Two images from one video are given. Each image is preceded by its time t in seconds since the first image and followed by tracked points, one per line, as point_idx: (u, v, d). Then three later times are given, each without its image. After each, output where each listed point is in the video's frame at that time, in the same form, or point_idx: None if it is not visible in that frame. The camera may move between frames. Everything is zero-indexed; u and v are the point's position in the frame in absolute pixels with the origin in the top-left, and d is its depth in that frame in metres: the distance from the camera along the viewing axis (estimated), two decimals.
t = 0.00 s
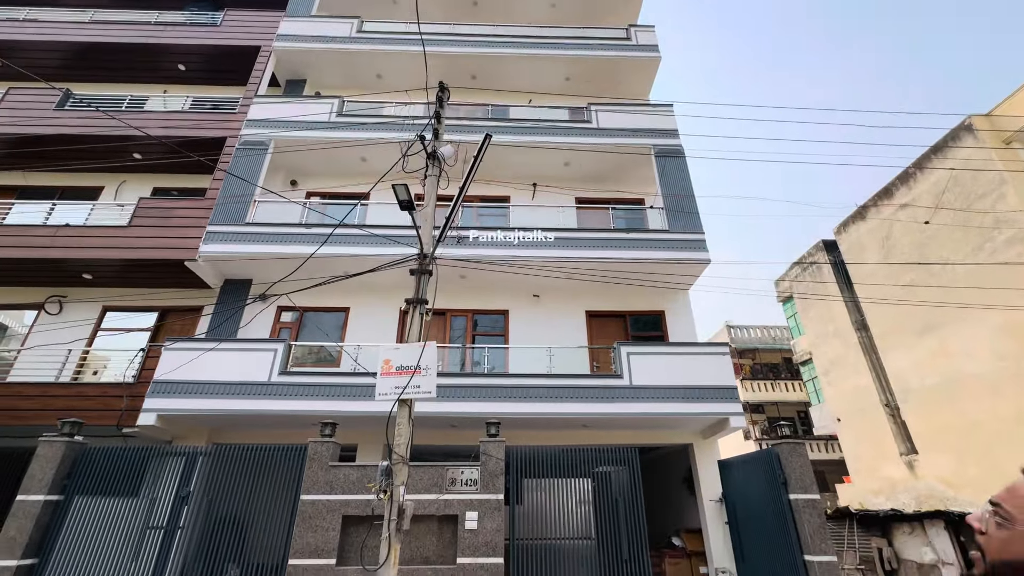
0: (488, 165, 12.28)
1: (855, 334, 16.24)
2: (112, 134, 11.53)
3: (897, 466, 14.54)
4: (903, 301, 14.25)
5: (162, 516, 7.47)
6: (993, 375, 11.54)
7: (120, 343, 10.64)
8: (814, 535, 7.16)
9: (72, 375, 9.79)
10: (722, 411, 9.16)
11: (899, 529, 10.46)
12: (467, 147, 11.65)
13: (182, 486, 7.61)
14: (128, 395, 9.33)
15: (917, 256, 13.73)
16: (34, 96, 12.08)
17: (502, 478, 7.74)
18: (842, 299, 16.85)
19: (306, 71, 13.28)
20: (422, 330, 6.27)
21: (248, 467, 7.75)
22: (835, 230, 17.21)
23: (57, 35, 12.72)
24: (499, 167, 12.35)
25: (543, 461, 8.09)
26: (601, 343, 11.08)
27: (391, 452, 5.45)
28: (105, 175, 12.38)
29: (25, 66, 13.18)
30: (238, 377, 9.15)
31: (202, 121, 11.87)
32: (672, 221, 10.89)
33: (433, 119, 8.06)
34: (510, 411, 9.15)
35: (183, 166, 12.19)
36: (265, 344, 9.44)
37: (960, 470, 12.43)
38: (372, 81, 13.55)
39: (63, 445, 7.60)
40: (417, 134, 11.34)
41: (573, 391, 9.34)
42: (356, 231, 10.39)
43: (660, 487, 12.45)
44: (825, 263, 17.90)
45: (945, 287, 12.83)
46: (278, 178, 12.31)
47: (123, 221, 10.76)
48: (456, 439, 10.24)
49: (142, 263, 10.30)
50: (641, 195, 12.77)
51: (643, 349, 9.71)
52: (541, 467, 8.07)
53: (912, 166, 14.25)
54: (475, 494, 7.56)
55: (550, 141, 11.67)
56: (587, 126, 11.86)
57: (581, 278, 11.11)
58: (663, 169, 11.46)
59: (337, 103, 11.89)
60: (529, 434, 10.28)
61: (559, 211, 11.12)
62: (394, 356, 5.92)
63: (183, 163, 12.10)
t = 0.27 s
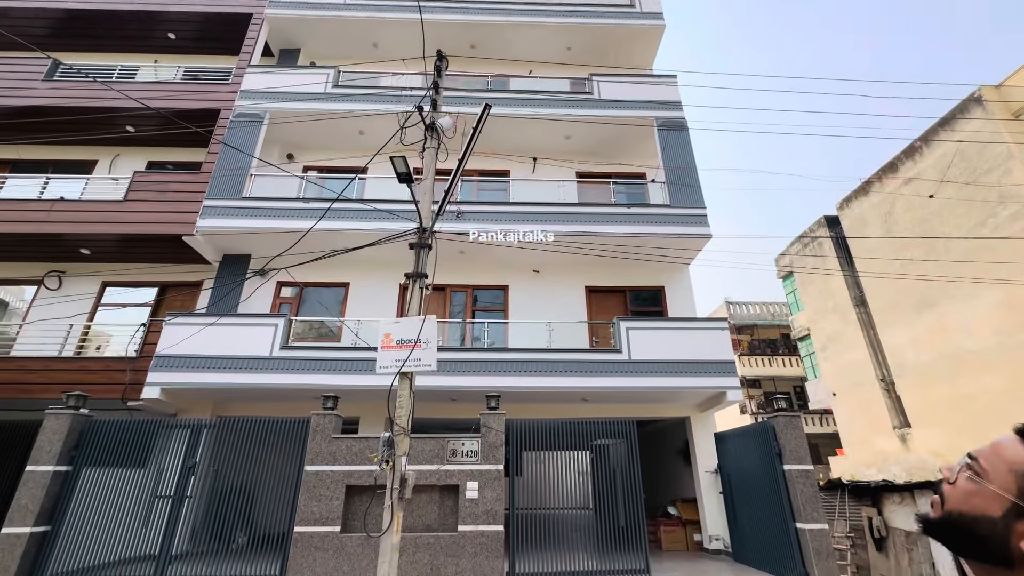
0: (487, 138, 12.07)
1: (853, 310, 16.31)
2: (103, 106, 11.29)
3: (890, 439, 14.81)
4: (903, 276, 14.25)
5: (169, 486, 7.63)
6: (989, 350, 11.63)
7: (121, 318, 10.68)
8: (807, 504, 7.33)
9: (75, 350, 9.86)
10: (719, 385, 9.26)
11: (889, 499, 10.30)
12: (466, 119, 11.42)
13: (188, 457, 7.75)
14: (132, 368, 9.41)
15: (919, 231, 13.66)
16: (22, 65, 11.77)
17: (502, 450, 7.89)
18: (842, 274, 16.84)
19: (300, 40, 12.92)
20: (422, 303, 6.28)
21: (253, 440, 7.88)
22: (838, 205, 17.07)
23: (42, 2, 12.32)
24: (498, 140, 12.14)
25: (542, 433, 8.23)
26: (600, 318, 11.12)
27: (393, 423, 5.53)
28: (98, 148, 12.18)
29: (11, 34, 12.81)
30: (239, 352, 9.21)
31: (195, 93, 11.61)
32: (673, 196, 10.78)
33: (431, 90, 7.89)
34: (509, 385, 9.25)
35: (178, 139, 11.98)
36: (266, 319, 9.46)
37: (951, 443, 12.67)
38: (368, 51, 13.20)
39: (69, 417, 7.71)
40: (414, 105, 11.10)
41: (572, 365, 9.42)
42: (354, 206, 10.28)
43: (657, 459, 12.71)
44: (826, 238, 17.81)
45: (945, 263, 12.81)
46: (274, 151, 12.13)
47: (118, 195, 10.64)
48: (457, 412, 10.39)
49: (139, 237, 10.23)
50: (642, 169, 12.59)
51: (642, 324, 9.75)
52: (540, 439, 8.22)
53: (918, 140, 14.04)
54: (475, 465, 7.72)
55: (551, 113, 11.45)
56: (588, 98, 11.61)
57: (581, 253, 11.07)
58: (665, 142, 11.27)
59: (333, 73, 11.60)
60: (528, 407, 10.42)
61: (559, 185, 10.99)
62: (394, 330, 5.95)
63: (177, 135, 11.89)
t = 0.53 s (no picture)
0: (486, 112, 11.85)
1: (852, 289, 16.33)
2: (93, 78, 11.02)
3: (883, 415, 15.05)
4: (902, 255, 14.22)
5: (174, 460, 7.76)
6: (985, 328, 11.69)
7: (120, 295, 10.67)
8: (799, 476, 7.50)
9: (76, 326, 9.89)
10: (717, 362, 9.33)
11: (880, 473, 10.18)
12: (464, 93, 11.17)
13: (192, 432, 7.86)
14: (132, 345, 9.44)
15: (921, 209, 13.56)
16: (7, 36, 11.45)
17: (501, 425, 8.02)
18: (842, 253, 16.79)
19: (293, 10, 12.54)
20: (421, 280, 6.26)
21: (256, 415, 7.98)
22: (840, 183, 16.89)
23: None
24: (497, 115, 11.92)
25: (541, 409, 8.34)
26: (599, 296, 11.13)
27: (393, 398, 5.58)
28: (89, 123, 11.95)
29: None
30: (240, 329, 9.24)
31: (187, 65, 11.34)
32: (674, 172, 10.64)
33: (429, 62, 7.70)
34: (508, 361, 9.32)
35: (170, 113, 11.75)
36: (265, 296, 9.46)
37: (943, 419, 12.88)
38: (363, 21, 12.83)
39: (73, 393, 7.78)
40: (412, 78, 10.86)
41: (571, 343, 9.47)
42: (352, 182, 10.17)
43: (654, 434, 12.91)
44: (827, 216, 17.67)
45: (946, 242, 12.78)
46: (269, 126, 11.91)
47: (112, 171, 10.50)
48: (456, 388, 10.51)
49: (135, 214, 10.14)
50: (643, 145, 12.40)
51: (641, 302, 9.76)
52: (539, 416, 8.32)
53: (924, 116, 13.80)
54: (475, 440, 7.86)
55: (551, 86, 11.21)
56: (589, 71, 11.35)
57: (580, 231, 11.00)
58: (667, 117, 11.08)
59: (327, 44, 11.31)
60: (527, 384, 10.53)
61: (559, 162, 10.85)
62: (393, 307, 5.96)
63: (169, 109, 11.66)
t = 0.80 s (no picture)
0: (484, 81, 11.56)
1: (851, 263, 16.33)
2: (79, 44, 10.69)
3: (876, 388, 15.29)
4: (903, 230, 14.15)
5: (178, 429, 7.89)
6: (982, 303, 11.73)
7: (117, 268, 10.63)
8: (791, 446, 7.67)
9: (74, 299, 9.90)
10: (714, 335, 9.40)
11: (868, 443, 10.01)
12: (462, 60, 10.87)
13: (194, 402, 7.97)
14: (132, 317, 9.47)
15: (924, 183, 13.42)
16: None
17: (499, 396, 8.14)
18: (843, 227, 16.72)
19: None
20: (419, 252, 6.24)
21: (257, 386, 8.06)
22: (844, 156, 16.66)
23: None
24: (496, 84, 11.64)
25: (539, 381, 8.44)
26: (598, 270, 11.12)
27: (393, 369, 5.64)
28: (77, 91, 11.65)
29: None
30: (239, 301, 9.24)
31: (176, 31, 10.99)
32: (676, 144, 10.48)
33: (426, 27, 7.45)
34: (507, 334, 9.38)
35: (161, 81, 11.45)
36: (263, 269, 9.43)
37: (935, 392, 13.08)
38: None
39: (74, 364, 7.86)
40: (408, 45, 10.54)
41: (569, 316, 9.50)
42: (348, 153, 10.00)
43: (650, 406, 13.13)
44: (830, 191, 17.50)
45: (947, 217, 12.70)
46: (263, 95, 11.64)
47: (103, 141, 10.30)
48: (455, 360, 10.61)
49: (129, 186, 10.00)
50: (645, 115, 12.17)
51: (640, 276, 9.76)
52: (537, 388, 8.43)
53: (932, 87, 13.51)
54: (474, 410, 7.99)
55: (551, 54, 10.91)
56: (591, 38, 11.02)
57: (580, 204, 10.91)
58: (670, 86, 10.82)
59: (320, 9, 10.93)
60: (526, 357, 10.63)
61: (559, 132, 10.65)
62: (392, 279, 5.96)
63: (159, 77, 11.35)
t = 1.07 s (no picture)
0: (482, 48, 11.22)
1: (850, 239, 16.28)
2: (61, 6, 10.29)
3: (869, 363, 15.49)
4: (904, 204, 14.05)
5: (179, 400, 7.98)
6: (979, 278, 11.75)
7: (112, 240, 10.54)
8: (783, 417, 7.81)
9: (70, 271, 9.85)
10: (711, 309, 9.45)
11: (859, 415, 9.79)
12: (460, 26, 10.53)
13: (195, 373, 8.03)
14: (129, 290, 9.44)
15: (928, 157, 13.25)
16: None
17: (497, 368, 8.22)
18: (843, 202, 16.60)
19: None
20: (417, 224, 6.18)
21: (256, 358, 8.12)
22: (848, 129, 16.39)
23: None
24: (495, 51, 11.31)
25: (537, 354, 8.51)
26: (596, 243, 11.07)
27: (391, 340, 5.66)
28: (62, 56, 11.29)
29: None
30: (236, 274, 9.21)
31: None
32: (678, 115, 10.28)
33: None
34: (505, 307, 9.40)
35: (148, 46, 11.09)
36: (260, 242, 9.36)
37: (927, 366, 13.27)
38: None
39: (74, 336, 7.88)
40: (403, 9, 10.18)
41: (567, 289, 9.51)
42: (344, 123, 9.80)
43: (646, 379, 13.32)
44: (832, 165, 17.28)
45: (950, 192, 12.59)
46: (254, 62, 11.31)
47: (92, 110, 10.04)
48: (454, 333, 10.68)
49: (120, 156, 9.81)
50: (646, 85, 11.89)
51: (639, 250, 9.73)
52: (534, 361, 8.51)
53: (941, 57, 13.18)
54: (473, 382, 8.09)
55: (551, 20, 10.56)
56: (593, 2, 10.66)
57: (579, 177, 10.77)
58: (673, 55, 10.54)
59: None
60: (524, 330, 10.70)
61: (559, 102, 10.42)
62: (389, 251, 5.94)
63: (147, 42, 10.99)
